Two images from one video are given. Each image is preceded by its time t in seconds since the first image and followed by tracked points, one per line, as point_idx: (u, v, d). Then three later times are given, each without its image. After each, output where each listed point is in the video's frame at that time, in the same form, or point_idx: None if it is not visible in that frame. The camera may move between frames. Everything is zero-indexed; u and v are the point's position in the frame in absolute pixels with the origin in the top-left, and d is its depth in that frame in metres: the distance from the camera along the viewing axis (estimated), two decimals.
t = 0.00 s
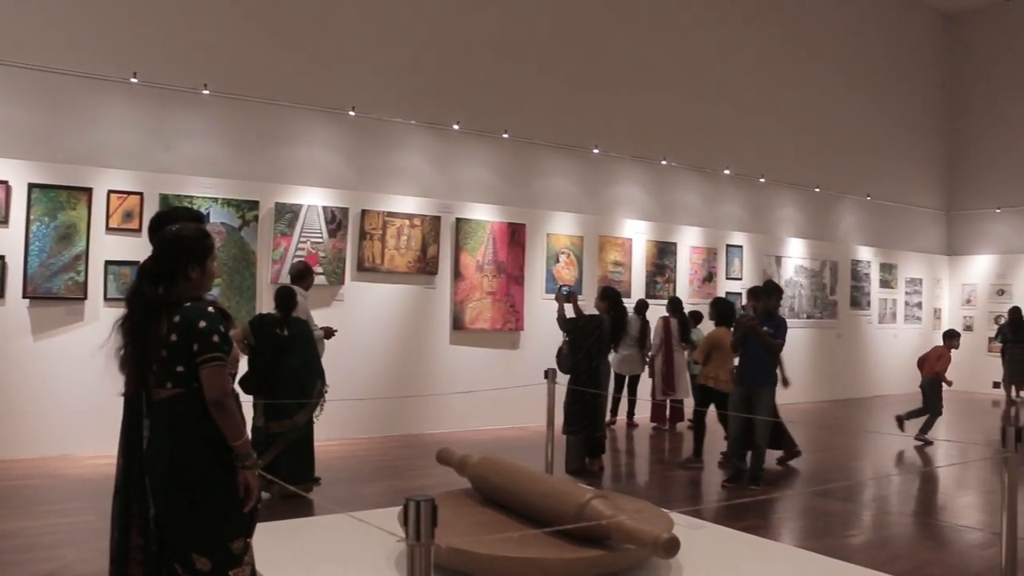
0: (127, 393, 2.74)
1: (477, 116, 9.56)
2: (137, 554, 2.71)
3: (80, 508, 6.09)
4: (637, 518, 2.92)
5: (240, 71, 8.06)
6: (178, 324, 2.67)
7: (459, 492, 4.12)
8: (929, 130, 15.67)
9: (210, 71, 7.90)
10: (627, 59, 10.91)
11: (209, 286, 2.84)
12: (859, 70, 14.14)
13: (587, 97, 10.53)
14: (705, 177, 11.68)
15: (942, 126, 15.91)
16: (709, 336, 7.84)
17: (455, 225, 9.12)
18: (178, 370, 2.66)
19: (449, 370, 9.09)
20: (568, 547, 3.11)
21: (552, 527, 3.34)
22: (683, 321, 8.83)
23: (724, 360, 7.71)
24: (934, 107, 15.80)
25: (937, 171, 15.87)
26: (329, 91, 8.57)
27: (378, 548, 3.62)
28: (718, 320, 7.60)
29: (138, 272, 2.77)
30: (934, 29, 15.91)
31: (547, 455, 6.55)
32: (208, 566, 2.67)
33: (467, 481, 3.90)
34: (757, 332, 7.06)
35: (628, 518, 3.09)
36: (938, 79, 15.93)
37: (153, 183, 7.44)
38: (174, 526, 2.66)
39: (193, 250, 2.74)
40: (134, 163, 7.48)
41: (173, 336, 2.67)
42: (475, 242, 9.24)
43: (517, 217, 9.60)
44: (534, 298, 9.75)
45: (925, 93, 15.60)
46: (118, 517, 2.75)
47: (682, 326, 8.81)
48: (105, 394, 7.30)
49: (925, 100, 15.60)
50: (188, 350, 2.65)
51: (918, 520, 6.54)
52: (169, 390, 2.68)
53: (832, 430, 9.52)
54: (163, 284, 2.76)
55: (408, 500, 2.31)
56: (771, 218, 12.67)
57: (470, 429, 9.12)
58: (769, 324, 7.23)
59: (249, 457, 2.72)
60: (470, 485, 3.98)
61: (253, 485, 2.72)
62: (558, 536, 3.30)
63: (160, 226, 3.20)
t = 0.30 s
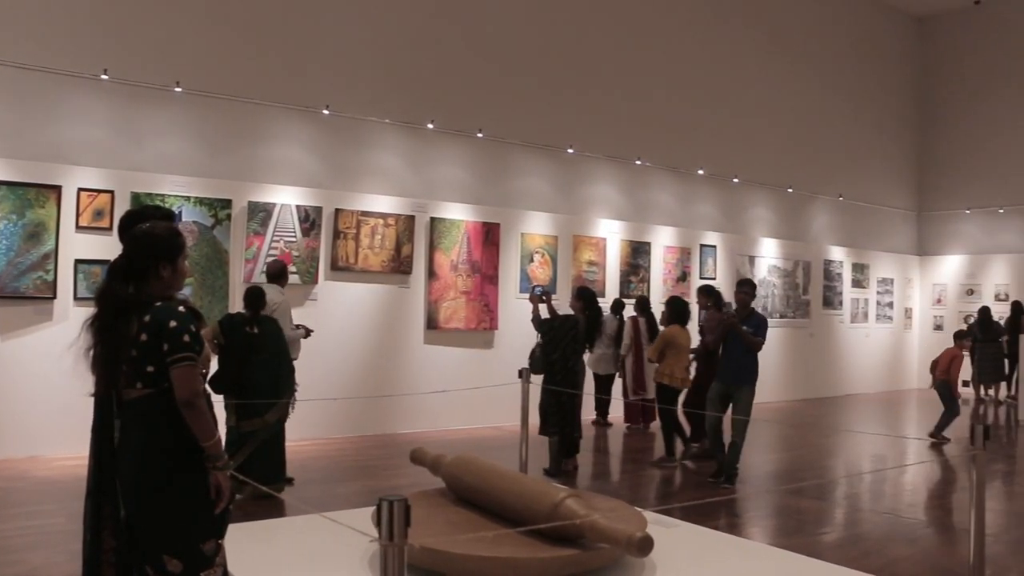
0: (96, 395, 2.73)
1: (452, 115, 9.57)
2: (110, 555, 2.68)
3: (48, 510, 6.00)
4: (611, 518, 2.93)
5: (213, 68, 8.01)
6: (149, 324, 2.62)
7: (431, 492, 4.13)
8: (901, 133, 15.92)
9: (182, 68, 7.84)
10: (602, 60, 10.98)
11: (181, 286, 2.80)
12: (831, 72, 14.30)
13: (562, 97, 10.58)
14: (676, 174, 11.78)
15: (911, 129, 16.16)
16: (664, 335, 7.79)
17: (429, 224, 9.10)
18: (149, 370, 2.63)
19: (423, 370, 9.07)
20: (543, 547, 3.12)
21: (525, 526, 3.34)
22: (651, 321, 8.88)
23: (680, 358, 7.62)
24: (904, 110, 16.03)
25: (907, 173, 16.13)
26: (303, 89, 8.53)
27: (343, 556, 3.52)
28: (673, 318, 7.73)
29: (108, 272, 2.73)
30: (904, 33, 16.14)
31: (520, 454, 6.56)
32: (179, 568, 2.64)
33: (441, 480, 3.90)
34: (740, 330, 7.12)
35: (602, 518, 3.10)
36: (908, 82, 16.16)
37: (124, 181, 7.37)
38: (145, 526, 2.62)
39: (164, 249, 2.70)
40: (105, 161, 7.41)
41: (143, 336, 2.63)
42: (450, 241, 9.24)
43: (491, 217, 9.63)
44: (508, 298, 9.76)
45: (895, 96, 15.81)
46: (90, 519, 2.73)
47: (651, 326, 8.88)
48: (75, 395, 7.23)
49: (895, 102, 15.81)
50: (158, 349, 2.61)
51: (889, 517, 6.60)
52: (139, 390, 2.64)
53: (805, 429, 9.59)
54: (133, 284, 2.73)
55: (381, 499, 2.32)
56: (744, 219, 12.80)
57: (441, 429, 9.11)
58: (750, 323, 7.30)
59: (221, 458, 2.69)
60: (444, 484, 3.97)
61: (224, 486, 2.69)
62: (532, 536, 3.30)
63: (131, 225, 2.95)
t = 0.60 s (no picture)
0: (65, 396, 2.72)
1: (426, 114, 9.58)
2: (77, 557, 2.67)
3: (14, 513, 5.90)
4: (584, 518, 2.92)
5: (184, 66, 7.95)
6: (119, 323, 2.58)
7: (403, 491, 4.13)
8: (872, 134, 16.13)
9: (153, 65, 7.77)
10: (576, 61, 11.04)
11: (152, 284, 2.75)
12: (803, 73, 14.46)
13: (536, 97, 10.62)
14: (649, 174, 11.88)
15: (881, 131, 16.38)
16: (628, 332, 7.71)
17: (402, 224, 9.09)
18: (117, 370, 2.58)
19: (397, 369, 9.06)
20: (519, 546, 3.11)
21: (500, 526, 3.32)
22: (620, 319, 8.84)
23: (646, 357, 7.63)
24: (874, 112, 16.23)
25: (877, 174, 16.34)
26: (275, 88, 8.49)
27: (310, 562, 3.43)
28: (637, 316, 7.69)
29: (77, 271, 2.70)
30: (875, 36, 16.35)
31: (494, 453, 6.55)
32: (147, 571, 2.59)
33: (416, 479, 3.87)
34: (717, 327, 7.28)
35: (576, 518, 3.09)
36: (879, 84, 16.37)
37: (93, 178, 7.26)
38: (111, 528, 2.58)
39: (133, 247, 2.65)
40: (74, 158, 7.33)
41: (112, 336, 2.60)
42: (423, 240, 9.23)
43: (464, 216, 9.62)
44: (482, 297, 9.77)
45: (866, 98, 16.01)
46: (59, 520, 2.71)
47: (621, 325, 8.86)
48: (42, 395, 7.14)
49: (866, 104, 16.00)
50: (127, 349, 2.56)
51: (859, 515, 6.66)
52: (107, 390, 2.60)
53: (777, 428, 9.65)
54: (103, 284, 2.69)
55: (354, 499, 2.27)
56: (716, 219, 12.91)
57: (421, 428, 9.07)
58: (730, 323, 7.45)
59: (191, 459, 2.63)
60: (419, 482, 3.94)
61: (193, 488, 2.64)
62: (507, 535, 3.28)
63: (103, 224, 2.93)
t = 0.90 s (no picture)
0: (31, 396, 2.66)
1: (399, 113, 9.56)
2: (42, 561, 2.60)
3: None
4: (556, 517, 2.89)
5: (155, 62, 7.87)
6: (88, 322, 2.54)
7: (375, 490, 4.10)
8: (844, 136, 16.32)
9: (122, 62, 7.69)
10: (550, 60, 11.07)
11: (122, 284, 2.72)
12: (776, 75, 14.60)
13: (510, 96, 10.64)
14: (622, 174, 11.96)
15: (852, 132, 16.56)
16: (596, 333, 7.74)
17: (375, 223, 9.10)
18: (85, 370, 2.55)
19: (369, 368, 9.07)
20: (493, 547, 3.07)
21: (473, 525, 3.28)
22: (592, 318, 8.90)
23: (612, 355, 7.65)
24: (846, 113, 16.40)
25: (849, 175, 16.53)
26: (247, 85, 8.44)
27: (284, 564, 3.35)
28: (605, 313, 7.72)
29: (46, 268, 2.65)
30: (847, 37, 16.50)
31: (466, 452, 6.55)
32: (114, 573, 2.57)
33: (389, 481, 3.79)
34: (698, 324, 7.36)
35: (549, 517, 3.05)
36: (850, 86, 16.55)
37: (62, 176, 7.18)
38: (78, 530, 2.55)
39: (103, 246, 2.62)
40: (43, 155, 7.24)
41: (81, 335, 2.56)
42: (396, 239, 9.25)
43: (437, 215, 9.65)
44: (455, 296, 9.80)
45: (838, 99, 16.18)
46: (23, 522, 2.64)
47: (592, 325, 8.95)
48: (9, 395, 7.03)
49: (838, 106, 16.16)
50: (97, 349, 2.53)
51: (831, 513, 6.71)
52: (75, 390, 2.56)
53: (748, 427, 9.72)
54: (72, 282, 2.64)
55: (327, 498, 2.24)
56: (689, 219, 12.99)
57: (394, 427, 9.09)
58: (710, 320, 7.53)
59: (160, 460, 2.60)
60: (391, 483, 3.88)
61: (162, 490, 2.61)
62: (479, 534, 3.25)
63: (70, 221, 2.87)
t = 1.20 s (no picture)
0: None
1: (373, 112, 9.54)
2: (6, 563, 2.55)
3: None
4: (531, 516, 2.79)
5: (125, 59, 7.79)
6: (57, 322, 2.47)
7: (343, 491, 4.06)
8: (817, 136, 16.47)
9: (92, 58, 7.61)
10: (525, 60, 11.08)
11: (93, 282, 2.63)
12: (750, 76, 14.71)
13: (485, 95, 10.64)
14: (598, 174, 12.00)
15: (825, 134, 16.71)
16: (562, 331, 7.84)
17: (349, 222, 9.09)
18: (53, 369, 2.48)
19: (342, 368, 9.05)
20: (466, 547, 2.96)
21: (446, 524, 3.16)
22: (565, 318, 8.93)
23: (578, 354, 7.75)
24: (819, 114, 16.55)
25: (822, 176, 16.68)
26: (219, 83, 8.37)
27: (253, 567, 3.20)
28: (569, 314, 7.83)
29: (13, 266, 2.55)
30: (820, 39, 16.64)
31: (441, 452, 6.52)
32: None
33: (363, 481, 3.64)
34: (677, 322, 7.38)
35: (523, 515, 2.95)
36: (824, 87, 16.70)
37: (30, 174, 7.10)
38: (44, 532, 2.50)
39: (73, 243, 2.53)
40: (12, 152, 7.12)
41: (49, 335, 2.48)
42: (370, 239, 9.25)
43: (411, 214, 9.66)
44: (429, 296, 9.81)
45: (812, 100, 16.32)
46: None
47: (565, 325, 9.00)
48: None
49: (812, 107, 16.30)
50: (65, 349, 2.46)
51: (805, 511, 6.74)
52: (43, 390, 2.50)
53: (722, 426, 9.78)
54: (41, 280, 2.54)
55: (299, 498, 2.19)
56: (663, 218, 13.05)
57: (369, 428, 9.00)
58: (689, 318, 7.54)
59: (131, 462, 2.55)
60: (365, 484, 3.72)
61: (133, 492, 2.55)
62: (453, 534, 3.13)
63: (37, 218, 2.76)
